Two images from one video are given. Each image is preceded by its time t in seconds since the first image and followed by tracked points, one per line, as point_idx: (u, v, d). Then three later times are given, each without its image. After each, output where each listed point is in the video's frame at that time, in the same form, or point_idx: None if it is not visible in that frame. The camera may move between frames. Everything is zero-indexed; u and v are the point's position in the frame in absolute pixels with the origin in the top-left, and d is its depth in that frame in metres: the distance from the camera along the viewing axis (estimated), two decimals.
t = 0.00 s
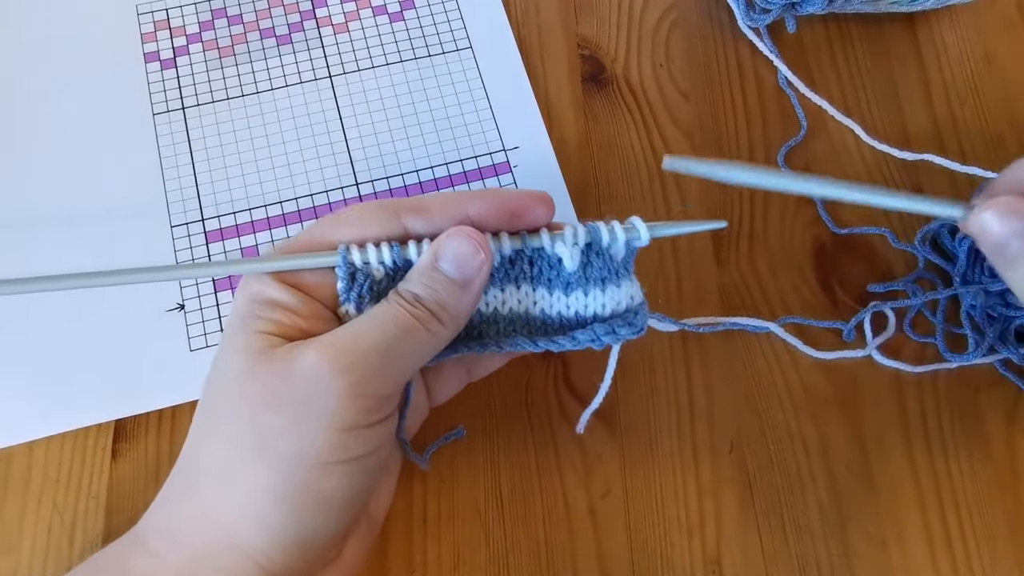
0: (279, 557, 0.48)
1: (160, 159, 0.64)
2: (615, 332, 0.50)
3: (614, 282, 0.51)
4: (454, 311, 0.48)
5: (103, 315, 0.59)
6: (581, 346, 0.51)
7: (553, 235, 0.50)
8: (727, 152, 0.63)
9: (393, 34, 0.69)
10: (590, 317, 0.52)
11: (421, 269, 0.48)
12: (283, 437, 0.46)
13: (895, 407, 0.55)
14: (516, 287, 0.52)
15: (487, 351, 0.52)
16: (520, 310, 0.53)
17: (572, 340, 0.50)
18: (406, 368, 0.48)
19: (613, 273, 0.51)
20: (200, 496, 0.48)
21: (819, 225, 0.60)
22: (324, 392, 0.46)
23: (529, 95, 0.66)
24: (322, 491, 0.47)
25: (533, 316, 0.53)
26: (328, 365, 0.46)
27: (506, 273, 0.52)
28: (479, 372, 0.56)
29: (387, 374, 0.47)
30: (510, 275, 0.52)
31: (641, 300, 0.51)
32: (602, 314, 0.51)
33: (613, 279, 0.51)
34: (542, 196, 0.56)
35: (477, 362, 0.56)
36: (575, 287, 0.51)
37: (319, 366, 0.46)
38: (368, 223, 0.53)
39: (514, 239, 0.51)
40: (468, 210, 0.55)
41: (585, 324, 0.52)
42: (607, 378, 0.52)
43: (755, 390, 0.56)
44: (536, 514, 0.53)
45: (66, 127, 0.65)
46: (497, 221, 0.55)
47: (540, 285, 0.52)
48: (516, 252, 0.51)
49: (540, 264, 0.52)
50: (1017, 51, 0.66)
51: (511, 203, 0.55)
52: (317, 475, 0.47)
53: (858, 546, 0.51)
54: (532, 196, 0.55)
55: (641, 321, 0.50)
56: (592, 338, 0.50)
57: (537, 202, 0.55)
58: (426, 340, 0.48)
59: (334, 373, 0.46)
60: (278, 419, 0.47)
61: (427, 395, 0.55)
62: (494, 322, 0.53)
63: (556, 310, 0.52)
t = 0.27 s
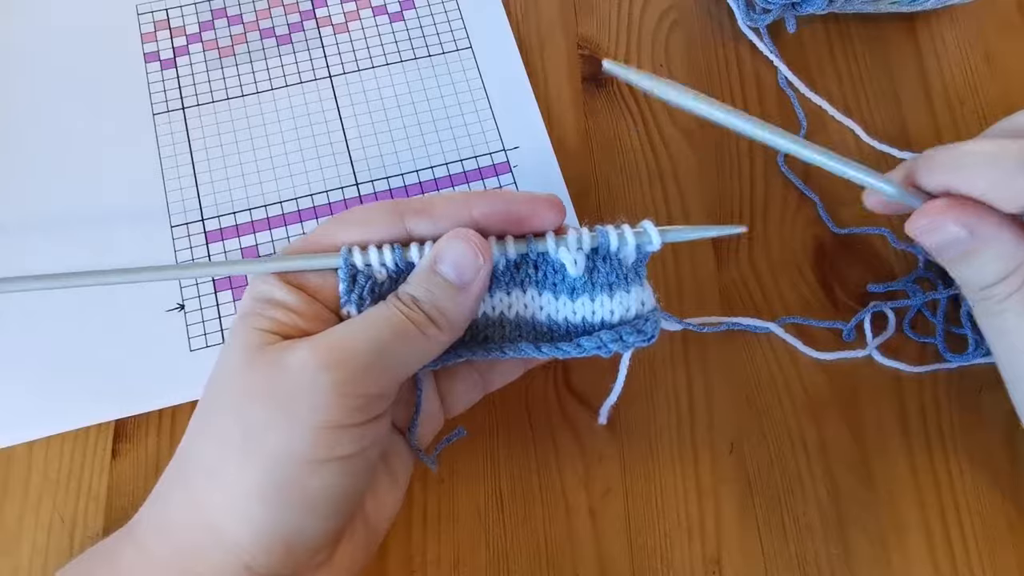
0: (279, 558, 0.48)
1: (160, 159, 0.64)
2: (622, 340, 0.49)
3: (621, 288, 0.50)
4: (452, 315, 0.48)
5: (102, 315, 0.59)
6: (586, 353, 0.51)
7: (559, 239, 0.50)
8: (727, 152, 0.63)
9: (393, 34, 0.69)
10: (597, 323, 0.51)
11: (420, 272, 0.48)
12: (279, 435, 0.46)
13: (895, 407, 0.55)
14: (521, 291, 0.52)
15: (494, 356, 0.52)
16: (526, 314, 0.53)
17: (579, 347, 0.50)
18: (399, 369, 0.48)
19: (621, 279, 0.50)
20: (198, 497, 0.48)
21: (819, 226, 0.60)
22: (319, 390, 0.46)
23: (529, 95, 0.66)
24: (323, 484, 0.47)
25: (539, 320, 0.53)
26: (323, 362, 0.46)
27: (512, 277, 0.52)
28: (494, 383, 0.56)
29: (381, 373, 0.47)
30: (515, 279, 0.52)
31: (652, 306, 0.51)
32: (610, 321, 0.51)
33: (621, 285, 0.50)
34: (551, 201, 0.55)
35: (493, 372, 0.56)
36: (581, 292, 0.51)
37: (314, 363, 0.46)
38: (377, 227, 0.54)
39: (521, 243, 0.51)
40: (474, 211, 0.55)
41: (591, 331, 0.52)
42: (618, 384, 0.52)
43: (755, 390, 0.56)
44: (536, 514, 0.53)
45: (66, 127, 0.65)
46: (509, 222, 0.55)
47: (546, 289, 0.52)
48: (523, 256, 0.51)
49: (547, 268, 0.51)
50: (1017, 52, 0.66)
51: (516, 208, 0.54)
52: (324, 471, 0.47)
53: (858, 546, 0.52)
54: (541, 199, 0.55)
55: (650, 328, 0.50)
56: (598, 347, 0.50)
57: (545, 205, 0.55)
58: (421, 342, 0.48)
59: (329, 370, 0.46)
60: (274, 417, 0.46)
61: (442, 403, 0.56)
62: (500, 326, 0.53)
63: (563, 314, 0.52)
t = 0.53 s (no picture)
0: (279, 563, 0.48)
1: (159, 160, 0.64)
2: (672, 403, 0.49)
3: (678, 347, 0.51)
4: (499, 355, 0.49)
5: (102, 316, 0.59)
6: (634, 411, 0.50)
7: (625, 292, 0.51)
8: (727, 153, 0.63)
9: (393, 34, 0.69)
10: (648, 379, 0.51)
11: (472, 310, 0.50)
12: (317, 461, 0.46)
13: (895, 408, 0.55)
14: (576, 339, 0.52)
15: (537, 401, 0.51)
16: (577, 364, 0.52)
17: (626, 404, 0.50)
18: (441, 405, 0.48)
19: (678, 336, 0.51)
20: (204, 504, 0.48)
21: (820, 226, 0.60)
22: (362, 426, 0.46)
23: (529, 94, 0.66)
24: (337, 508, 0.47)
25: (590, 371, 0.52)
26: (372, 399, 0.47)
27: (568, 324, 0.52)
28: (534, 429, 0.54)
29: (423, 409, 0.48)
30: (571, 326, 0.52)
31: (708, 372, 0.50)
32: (663, 381, 0.51)
33: (679, 346, 0.51)
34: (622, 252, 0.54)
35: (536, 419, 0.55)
36: (638, 348, 0.51)
37: (363, 401, 0.47)
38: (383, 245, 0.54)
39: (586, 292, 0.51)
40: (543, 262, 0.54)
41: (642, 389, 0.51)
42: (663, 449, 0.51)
43: (755, 390, 0.55)
44: (536, 515, 0.53)
45: (66, 128, 0.65)
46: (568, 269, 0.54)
47: (601, 341, 0.52)
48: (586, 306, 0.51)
49: (609, 322, 0.51)
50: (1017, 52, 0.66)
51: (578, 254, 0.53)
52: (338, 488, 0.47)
53: (858, 546, 0.52)
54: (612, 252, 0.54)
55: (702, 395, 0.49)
56: (647, 406, 0.50)
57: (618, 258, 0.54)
58: (465, 382, 0.48)
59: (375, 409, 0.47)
60: (315, 447, 0.47)
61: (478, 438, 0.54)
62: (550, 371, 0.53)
63: (615, 369, 0.52)
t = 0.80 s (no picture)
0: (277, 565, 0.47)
1: (159, 160, 0.64)
2: (667, 373, 0.47)
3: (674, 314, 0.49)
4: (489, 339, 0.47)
5: (102, 315, 0.59)
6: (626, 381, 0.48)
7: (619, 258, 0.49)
8: (727, 152, 0.63)
9: (393, 34, 0.69)
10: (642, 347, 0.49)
11: (459, 293, 0.47)
12: (314, 463, 0.45)
13: (896, 408, 0.55)
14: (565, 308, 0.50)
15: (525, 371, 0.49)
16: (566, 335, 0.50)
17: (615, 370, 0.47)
18: (440, 400, 0.47)
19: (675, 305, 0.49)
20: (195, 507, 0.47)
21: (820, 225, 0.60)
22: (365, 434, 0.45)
23: (529, 94, 0.66)
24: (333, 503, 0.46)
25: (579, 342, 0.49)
26: (372, 401, 0.45)
27: (558, 293, 0.50)
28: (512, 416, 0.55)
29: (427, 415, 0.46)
30: (561, 294, 0.50)
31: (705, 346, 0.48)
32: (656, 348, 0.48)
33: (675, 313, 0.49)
34: (599, 211, 0.55)
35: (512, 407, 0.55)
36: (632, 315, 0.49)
37: (363, 406, 0.45)
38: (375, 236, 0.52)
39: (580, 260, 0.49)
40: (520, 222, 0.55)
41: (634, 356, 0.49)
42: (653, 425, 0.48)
43: (755, 391, 0.55)
44: (536, 515, 0.53)
45: (66, 128, 0.65)
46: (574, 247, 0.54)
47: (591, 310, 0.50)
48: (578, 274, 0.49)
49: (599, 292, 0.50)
50: (1017, 51, 0.65)
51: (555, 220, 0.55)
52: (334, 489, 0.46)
53: (859, 546, 0.51)
54: (585, 211, 0.55)
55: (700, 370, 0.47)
56: (641, 377, 0.48)
57: (593, 216, 0.55)
58: (458, 371, 0.46)
59: (377, 413, 0.45)
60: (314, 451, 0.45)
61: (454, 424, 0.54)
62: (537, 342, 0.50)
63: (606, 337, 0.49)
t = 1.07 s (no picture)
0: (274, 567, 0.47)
1: (159, 160, 0.64)
2: (644, 382, 0.47)
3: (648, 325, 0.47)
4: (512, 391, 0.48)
5: (102, 316, 0.59)
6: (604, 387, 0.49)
7: (584, 269, 0.46)
8: (728, 152, 0.63)
9: (393, 34, 0.69)
10: (620, 360, 0.48)
11: (500, 349, 0.46)
12: (316, 485, 0.45)
13: (896, 408, 0.55)
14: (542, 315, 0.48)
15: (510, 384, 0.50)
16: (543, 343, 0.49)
17: (593, 384, 0.48)
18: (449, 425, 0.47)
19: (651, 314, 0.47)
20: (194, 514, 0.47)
21: (820, 226, 0.60)
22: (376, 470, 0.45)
23: (529, 94, 0.66)
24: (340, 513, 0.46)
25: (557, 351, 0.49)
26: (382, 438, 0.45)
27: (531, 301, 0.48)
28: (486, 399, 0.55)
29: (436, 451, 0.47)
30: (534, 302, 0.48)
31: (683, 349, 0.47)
32: (635, 357, 0.48)
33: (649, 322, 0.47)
34: (579, 193, 0.54)
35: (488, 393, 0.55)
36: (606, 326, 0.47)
37: (374, 442, 0.45)
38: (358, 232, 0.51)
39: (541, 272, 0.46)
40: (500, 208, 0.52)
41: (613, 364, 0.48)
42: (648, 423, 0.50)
43: (755, 391, 0.55)
44: (536, 515, 0.53)
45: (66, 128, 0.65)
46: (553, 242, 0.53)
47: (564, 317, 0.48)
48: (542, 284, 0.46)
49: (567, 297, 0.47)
50: (1017, 51, 0.65)
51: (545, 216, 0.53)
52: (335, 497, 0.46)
53: (859, 547, 0.51)
54: (565, 194, 0.54)
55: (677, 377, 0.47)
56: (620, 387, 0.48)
57: (572, 199, 0.54)
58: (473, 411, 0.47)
59: (386, 450, 0.45)
60: (319, 483, 0.45)
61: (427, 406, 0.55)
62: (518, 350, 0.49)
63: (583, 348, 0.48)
